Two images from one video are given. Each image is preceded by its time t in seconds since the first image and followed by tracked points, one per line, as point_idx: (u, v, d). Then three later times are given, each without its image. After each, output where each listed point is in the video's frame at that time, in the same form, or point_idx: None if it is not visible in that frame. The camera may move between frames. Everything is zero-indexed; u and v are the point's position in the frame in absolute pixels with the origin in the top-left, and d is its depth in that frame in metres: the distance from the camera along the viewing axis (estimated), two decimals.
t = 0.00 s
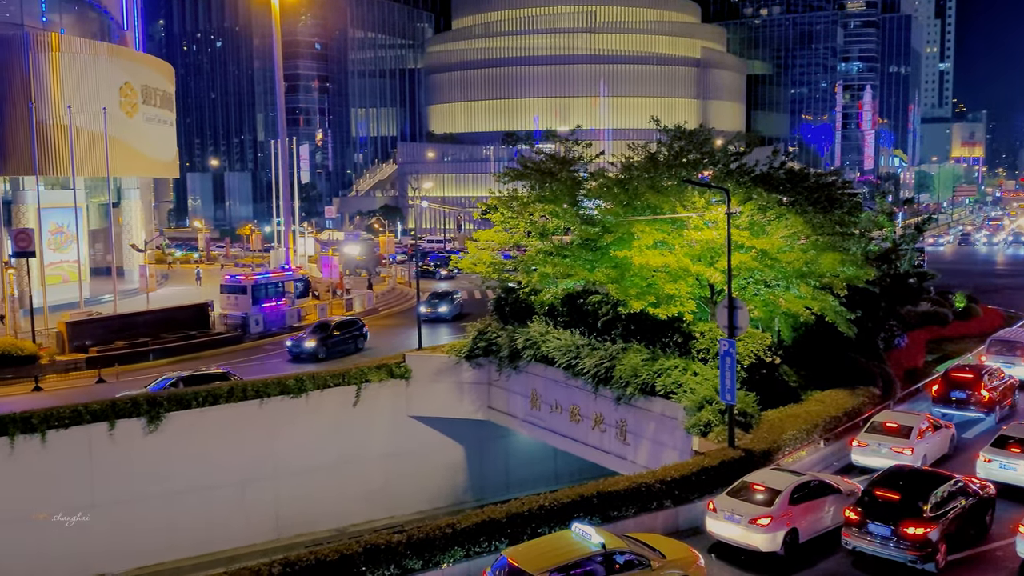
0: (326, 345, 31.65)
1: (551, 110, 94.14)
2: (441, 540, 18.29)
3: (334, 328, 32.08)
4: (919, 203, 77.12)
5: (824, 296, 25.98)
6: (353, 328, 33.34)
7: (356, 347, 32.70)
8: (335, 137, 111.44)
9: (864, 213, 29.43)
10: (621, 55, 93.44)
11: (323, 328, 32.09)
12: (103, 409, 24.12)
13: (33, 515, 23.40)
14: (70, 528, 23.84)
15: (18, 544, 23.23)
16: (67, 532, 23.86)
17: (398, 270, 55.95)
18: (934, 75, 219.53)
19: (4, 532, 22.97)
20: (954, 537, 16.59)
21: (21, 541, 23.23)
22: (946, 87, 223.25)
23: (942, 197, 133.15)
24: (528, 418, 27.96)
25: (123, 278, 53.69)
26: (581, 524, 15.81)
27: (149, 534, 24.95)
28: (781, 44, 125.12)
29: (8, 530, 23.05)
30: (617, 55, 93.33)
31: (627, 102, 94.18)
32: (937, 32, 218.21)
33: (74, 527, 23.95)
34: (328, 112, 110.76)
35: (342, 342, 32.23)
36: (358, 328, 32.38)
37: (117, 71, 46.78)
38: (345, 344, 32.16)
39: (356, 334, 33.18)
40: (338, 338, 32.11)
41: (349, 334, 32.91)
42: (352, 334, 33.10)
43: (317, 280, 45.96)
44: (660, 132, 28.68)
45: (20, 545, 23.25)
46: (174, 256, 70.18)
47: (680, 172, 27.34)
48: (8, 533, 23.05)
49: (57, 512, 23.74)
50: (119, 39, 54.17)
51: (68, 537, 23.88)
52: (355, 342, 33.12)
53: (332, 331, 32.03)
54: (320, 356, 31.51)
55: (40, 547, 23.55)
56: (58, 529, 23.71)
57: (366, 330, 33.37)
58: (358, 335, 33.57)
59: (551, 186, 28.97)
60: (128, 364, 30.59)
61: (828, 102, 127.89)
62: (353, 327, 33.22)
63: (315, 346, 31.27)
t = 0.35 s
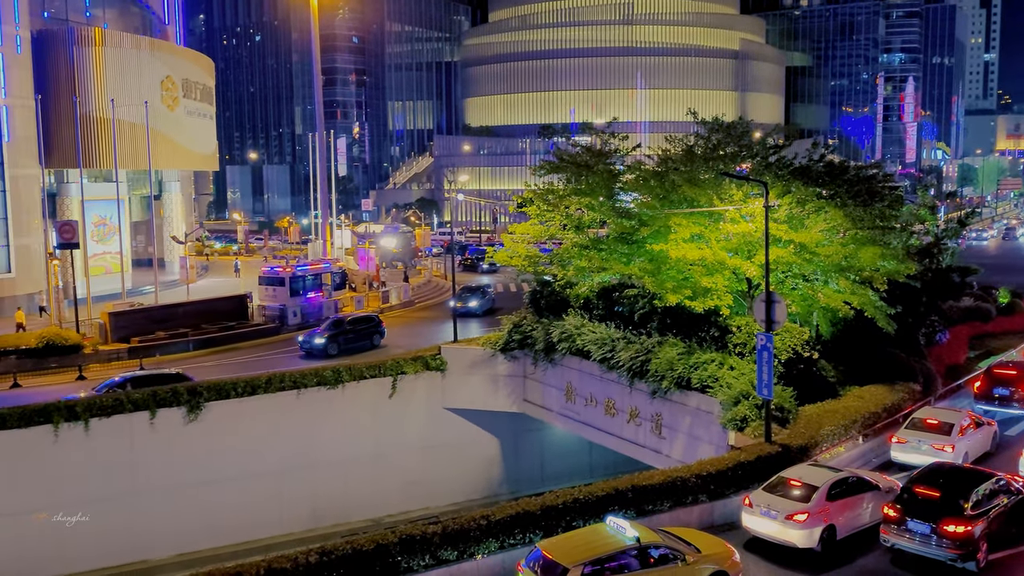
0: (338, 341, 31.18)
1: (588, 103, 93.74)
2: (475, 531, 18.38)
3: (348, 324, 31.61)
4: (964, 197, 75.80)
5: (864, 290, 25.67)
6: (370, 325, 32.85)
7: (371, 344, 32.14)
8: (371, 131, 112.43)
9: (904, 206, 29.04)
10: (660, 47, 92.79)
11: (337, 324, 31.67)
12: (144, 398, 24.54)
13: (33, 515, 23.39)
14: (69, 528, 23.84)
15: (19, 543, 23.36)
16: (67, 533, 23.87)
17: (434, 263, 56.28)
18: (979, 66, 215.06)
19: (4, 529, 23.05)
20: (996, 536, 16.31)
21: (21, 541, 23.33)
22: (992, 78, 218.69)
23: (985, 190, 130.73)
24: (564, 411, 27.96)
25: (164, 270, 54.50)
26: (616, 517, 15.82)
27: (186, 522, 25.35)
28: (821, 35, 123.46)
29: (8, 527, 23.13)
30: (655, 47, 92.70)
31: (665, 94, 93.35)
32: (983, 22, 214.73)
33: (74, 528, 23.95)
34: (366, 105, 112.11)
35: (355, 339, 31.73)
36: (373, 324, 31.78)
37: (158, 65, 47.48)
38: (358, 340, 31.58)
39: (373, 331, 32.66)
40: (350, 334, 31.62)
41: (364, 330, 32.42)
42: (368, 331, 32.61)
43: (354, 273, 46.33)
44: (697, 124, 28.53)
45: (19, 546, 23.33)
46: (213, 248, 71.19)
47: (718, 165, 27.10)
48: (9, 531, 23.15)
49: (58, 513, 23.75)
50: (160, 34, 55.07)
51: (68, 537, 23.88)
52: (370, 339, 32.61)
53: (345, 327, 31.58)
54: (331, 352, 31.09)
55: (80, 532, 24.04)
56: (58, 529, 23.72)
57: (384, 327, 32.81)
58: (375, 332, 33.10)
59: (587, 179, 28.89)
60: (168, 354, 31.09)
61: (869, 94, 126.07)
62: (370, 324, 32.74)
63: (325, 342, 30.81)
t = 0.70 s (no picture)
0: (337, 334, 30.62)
1: (617, 94, 93.42)
2: (503, 521, 18.43)
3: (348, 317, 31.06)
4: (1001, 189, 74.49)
5: (896, 283, 25.40)
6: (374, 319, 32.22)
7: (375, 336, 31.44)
8: (401, 122, 114.15)
9: (938, 198, 28.68)
10: (689, 37, 92.18)
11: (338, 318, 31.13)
12: (176, 386, 24.88)
13: (33, 515, 23.51)
14: (69, 528, 23.94)
15: (16, 542, 23.35)
16: (68, 532, 23.99)
17: (461, 253, 56.42)
18: (1016, 56, 211.06)
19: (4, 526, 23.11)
20: None
21: (20, 540, 23.36)
22: None
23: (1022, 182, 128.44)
24: (591, 403, 27.95)
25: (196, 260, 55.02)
26: (643, 509, 15.84)
27: (216, 510, 25.64)
28: (854, 25, 121.82)
29: (8, 525, 23.19)
30: (684, 38, 92.09)
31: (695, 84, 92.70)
32: (1020, 11, 211.03)
33: (74, 528, 24.04)
34: (395, 96, 112.80)
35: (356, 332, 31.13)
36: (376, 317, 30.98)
37: (190, 56, 47.95)
38: (359, 332, 30.89)
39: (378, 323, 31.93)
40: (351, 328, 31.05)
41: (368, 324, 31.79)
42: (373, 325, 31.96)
43: (383, 263, 46.49)
44: (727, 114, 28.34)
45: (18, 545, 23.38)
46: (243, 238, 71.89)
47: (748, 156, 26.92)
48: (8, 530, 23.20)
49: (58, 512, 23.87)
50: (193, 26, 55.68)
51: (68, 536, 23.98)
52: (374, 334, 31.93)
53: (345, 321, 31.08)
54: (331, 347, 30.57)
55: (111, 518, 24.45)
56: (57, 529, 23.80)
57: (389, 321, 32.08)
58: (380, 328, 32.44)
59: (616, 169, 28.78)
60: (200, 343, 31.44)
61: (903, 85, 124.21)
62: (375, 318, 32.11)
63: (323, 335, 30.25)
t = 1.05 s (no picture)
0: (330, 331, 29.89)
1: (646, 86, 92.67)
2: (530, 513, 18.50)
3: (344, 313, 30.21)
4: None
5: (927, 278, 25.13)
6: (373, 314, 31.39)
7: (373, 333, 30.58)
8: (428, 114, 116.17)
9: (971, 192, 28.34)
10: (718, 29, 91.57)
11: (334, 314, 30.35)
12: (207, 376, 25.25)
13: (33, 514, 23.65)
14: (69, 528, 24.05)
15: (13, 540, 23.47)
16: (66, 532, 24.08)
17: (488, 246, 56.52)
18: None
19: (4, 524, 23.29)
20: None
21: (17, 537, 23.49)
22: None
23: None
24: (618, 396, 27.90)
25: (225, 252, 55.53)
26: (670, 503, 15.85)
27: (243, 500, 25.87)
28: (886, 17, 120.23)
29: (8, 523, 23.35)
30: (713, 30, 91.51)
31: (723, 77, 92.35)
32: None
33: (74, 527, 24.15)
34: (422, 89, 115.66)
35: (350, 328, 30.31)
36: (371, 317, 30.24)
37: (221, 50, 48.34)
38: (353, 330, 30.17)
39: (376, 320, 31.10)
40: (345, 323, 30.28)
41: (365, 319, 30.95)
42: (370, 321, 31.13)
43: (410, 256, 46.64)
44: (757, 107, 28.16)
45: (18, 542, 23.53)
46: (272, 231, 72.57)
47: (778, 150, 26.75)
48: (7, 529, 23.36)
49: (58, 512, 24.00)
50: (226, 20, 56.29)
51: (66, 536, 24.08)
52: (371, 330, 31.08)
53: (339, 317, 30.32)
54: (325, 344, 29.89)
55: (143, 507, 24.81)
56: (56, 528, 23.93)
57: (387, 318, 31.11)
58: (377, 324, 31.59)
59: (644, 163, 28.69)
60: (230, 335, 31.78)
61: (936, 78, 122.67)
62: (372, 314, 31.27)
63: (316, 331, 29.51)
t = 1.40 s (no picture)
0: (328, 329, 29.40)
1: (681, 80, 92.23)
2: (564, 508, 18.54)
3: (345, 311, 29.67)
4: None
5: (969, 274, 24.70)
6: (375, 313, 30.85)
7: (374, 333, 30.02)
8: (462, 108, 116.87)
9: (1015, 187, 27.84)
10: (753, 22, 90.46)
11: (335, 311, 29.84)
12: (245, 368, 25.60)
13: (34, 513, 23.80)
14: (69, 528, 24.09)
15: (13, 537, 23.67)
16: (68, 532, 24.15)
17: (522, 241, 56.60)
18: None
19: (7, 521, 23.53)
20: None
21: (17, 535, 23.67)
22: None
23: None
24: (653, 392, 27.81)
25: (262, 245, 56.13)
26: (706, 499, 15.76)
27: (280, 490, 26.13)
28: (928, 9, 118.12)
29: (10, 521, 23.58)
30: (749, 23, 90.49)
31: (760, 70, 91.39)
32: None
33: (74, 527, 24.19)
34: (457, 83, 116.42)
35: (351, 327, 29.76)
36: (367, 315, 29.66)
37: (258, 45, 48.85)
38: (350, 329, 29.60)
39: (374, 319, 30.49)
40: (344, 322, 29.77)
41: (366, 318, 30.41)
42: (371, 320, 30.57)
43: (445, 249, 46.84)
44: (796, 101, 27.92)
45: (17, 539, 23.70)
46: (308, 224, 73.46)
47: (817, 144, 26.51)
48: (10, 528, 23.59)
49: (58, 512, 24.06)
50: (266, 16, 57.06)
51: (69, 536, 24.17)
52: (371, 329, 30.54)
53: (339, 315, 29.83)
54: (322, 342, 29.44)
55: (182, 496, 25.20)
56: (58, 528, 24.02)
57: (388, 316, 30.50)
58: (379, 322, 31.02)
59: (680, 157, 28.51)
60: (268, 327, 32.15)
61: (978, 69, 115.93)
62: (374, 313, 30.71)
63: (312, 330, 29.03)
